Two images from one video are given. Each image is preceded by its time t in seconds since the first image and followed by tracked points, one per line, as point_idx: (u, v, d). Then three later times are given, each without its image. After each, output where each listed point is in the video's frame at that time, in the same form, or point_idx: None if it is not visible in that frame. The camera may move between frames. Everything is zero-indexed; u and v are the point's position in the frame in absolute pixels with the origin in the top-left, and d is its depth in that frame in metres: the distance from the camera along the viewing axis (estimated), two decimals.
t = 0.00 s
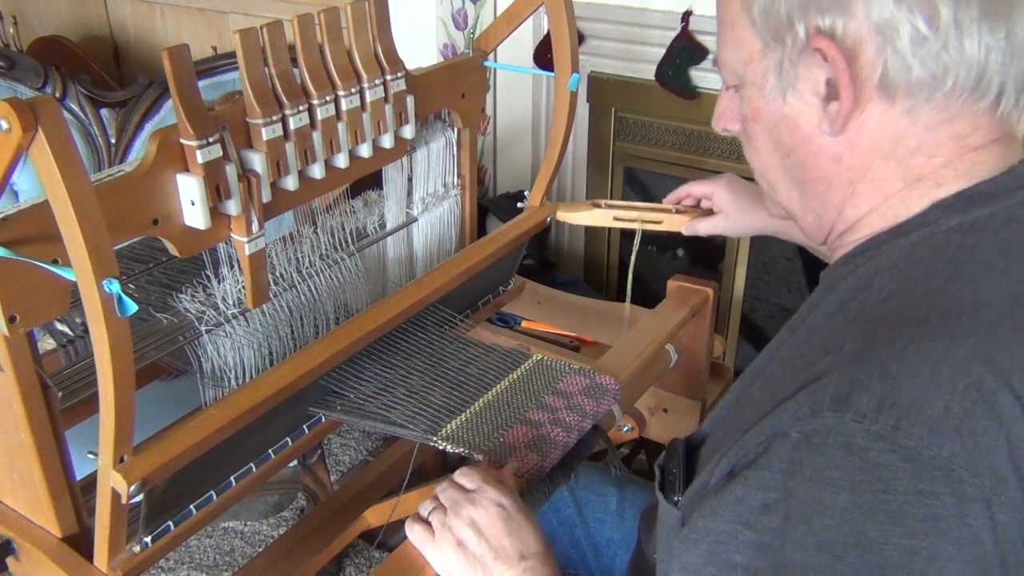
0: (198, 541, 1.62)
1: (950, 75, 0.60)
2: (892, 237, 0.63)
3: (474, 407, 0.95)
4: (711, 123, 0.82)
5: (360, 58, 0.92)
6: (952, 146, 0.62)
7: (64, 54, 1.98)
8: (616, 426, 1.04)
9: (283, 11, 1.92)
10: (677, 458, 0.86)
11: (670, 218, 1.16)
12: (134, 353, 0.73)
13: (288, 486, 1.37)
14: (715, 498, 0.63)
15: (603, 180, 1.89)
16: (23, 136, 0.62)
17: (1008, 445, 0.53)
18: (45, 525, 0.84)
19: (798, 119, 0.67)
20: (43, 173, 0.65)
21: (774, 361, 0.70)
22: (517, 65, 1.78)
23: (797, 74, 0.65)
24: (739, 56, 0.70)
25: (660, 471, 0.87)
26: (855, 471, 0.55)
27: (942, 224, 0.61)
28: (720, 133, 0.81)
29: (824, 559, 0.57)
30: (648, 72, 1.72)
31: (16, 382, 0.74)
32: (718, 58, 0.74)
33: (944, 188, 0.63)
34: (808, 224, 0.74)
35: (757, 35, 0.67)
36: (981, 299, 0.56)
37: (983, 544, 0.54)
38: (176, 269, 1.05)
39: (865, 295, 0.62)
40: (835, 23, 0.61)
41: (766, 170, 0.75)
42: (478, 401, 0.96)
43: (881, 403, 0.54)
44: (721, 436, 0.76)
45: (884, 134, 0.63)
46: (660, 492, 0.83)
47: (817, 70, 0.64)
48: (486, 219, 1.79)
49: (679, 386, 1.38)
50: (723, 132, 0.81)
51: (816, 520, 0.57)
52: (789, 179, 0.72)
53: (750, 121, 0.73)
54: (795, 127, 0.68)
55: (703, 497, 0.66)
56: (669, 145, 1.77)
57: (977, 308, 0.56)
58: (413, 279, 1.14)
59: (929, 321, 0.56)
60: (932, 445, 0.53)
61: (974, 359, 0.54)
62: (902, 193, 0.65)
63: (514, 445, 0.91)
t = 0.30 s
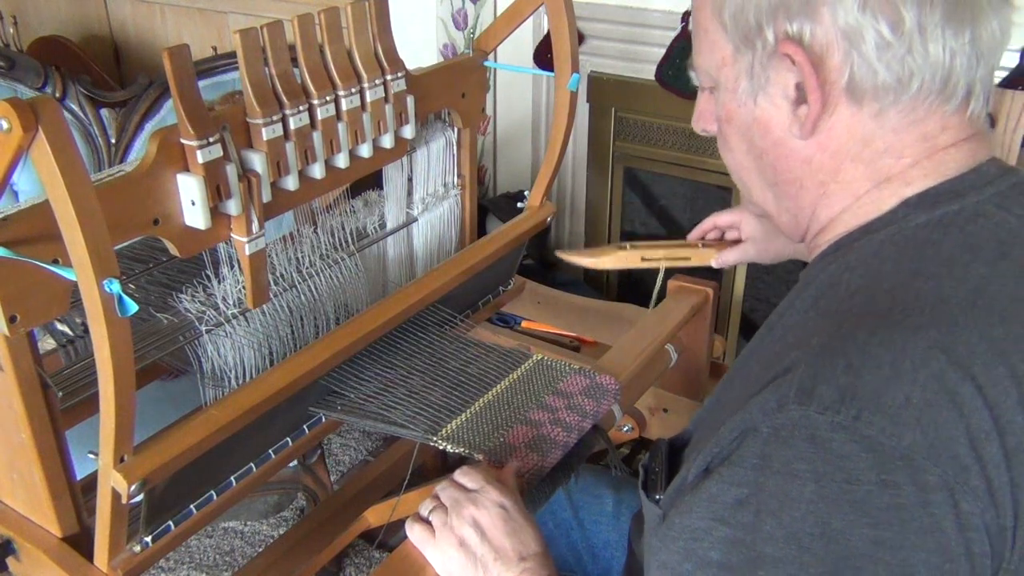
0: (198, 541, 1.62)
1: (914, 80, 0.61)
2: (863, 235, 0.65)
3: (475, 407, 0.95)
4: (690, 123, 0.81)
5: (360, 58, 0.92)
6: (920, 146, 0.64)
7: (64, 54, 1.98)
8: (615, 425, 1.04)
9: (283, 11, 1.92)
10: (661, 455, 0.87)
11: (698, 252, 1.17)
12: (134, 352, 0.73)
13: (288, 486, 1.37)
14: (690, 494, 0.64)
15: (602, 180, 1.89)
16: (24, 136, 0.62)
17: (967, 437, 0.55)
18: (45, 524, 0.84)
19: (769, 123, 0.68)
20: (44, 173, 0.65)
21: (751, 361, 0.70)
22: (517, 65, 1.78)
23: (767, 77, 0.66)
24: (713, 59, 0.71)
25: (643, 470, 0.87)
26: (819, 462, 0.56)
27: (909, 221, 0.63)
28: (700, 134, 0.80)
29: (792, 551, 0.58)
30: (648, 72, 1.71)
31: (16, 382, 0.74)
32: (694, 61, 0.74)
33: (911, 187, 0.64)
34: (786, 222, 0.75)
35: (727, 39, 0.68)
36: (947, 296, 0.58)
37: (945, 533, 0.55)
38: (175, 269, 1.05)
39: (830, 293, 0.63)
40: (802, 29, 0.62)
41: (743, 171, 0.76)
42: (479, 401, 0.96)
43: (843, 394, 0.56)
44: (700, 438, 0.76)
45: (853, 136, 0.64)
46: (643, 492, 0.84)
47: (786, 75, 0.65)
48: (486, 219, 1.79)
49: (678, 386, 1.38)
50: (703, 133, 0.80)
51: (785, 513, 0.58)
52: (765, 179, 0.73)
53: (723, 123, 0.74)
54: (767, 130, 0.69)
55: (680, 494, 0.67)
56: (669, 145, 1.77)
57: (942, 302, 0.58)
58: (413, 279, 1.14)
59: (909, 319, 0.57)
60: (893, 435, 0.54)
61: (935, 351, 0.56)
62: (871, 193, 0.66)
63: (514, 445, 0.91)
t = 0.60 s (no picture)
0: (198, 541, 1.62)
1: (921, 85, 0.61)
2: (865, 239, 0.65)
3: (475, 407, 0.95)
4: (684, 119, 0.81)
5: (360, 58, 0.92)
6: (924, 149, 0.64)
7: (63, 54, 1.99)
8: (615, 426, 1.04)
9: (283, 11, 1.92)
10: (662, 460, 0.87)
11: (638, 267, 1.17)
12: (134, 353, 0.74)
13: (288, 486, 1.37)
14: (695, 502, 0.63)
15: (602, 181, 1.89)
16: (24, 136, 0.62)
17: (978, 446, 0.55)
18: (45, 524, 0.84)
19: (771, 126, 0.68)
20: (44, 174, 0.65)
21: (754, 363, 0.70)
22: (517, 65, 1.78)
23: (770, 80, 0.66)
24: (713, 59, 0.71)
25: (644, 475, 0.87)
26: (829, 472, 0.56)
27: (914, 224, 0.63)
28: (695, 132, 0.80)
29: (801, 559, 0.58)
30: (648, 72, 1.71)
31: (16, 383, 0.74)
32: (692, 60, 0.74)
33: (916, 189, 0.65)
34: (787, 224, 0.75)
35: (731, 39, 0.68)
36: (950, 298, 0.58)
37: (953, 542, 0.54)
38: (175, 270, 1.05)
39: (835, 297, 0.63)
40: (808, 32, 0.62)
41: (743, 173, 0.76)
42: (479, 402, 0.96)
43: (853, 403, 0.56)
44: (704, 442, 0.76)
45: (856, 140, 0.64)
46: (646, 496, 0.84)
47: (790, 77, 0.64)
48: (486, 219, 1.79)
49: (679, 386, 1.38)
50: (697, 131, 0.80)
51: (789, 519, 0.58)
52: (765, 181, 0.73)
53: (723, 125, 0.74)
54: (768, 133, 0.69)
55: (685, 500, 0.66)
56: (669, 145, 1.77)
57: (948, 307, 0.58)
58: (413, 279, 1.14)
59: (908, 325, 0.58)
60: (904, 444, 0.54)
61: (947, 359, 0.56)
62: (873, 197, 0.66)
63: (514, 445, 0.91)
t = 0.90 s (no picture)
0: (198, 541, 1.62)
1: (915, 89, 0.62)
2: (858, 243, 0.65)
3: (474, 407, 0.95)
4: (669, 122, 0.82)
5: (360, 58, 0.92)
6: (917, 153, 0.65)
7: (64, 53, 1.98)
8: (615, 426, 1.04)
9: (283, 11, 1.92)
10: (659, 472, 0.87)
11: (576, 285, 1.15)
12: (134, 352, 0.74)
13: (288, 486, 1.37)
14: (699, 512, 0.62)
15: (602, 180, 1.89)
16: (24, 136, 0.62)
17: (989, 455, 0.56)
18: (45, 524, 0.84)
19: (763, 130, 0.68)
20: (44, 173, 0.65)
21: (755, 366, 0.70)
22: (517, 65, 1.78)
23: (762, 85, 0.66)
24: (702, 63, 0.71)
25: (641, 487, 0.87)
26: (839, 482, 0.55)
27: (908, 228, 0.63)
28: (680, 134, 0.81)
29: (809, 570, 0.58)
30: (648, 72, 1.71)
31: (16, 382, 0.74)
32: (679, 62, 0.74)
33: (908, 193, 0.65)
34: (774, 229, 0.76)
35: (722, 44, 0.67)
36: (950, 303, 0.59)
37: (963, 551, 0.55)
38: (174, 270, 1.05)
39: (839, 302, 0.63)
40: (801, 37, 0.62)
41: (733, 179, 0.76)
42: (478, 402, 0.96)
43: (861, 413, 0.55)
44: (704, 446, 0.76)
45: (848, 145, 0.65)
46: (643, 509, 0.84)
47: (782, 82, 0.64)
48: (486, 219, 1.79)
49: (678, 387, 1.38)
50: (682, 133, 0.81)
51: (784, 519, 0.58)
52: (755, 187, 0.74)
53: (713, 130, 0.74)
54: (759, 138, 0.69)
55: (688, 511, 0.65)
56: (669, 145, 1.77)
57: (951, 312, 0.58)
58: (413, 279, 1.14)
59: (904, 330, 0.58)
60: (914, 452, 0.54)
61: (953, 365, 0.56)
62: (865, 202, 0.67)
63: (514, 445, 0.91)
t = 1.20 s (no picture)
0: (199, 541, 1.62)
1: (940, 88, 0.62)
2: (872, 247, 0.66)
3: (474, 407, 0.95)
4: (669, 123, 0.83)
5: (360, 58, 0.92)
6: (934, 155, 0.66)
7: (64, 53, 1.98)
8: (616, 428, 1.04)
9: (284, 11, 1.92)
10: (669, 475, 0.87)
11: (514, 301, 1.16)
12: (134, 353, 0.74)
13: (288, 486, 1.37)
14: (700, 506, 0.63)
15: (602, 182, 1.89)
16: (24, 136, 0.62)
17: (995, 458, 0.56)
18: (44, 524, 0.84)
19: (780, 130, 0.68)
20: (44, 173, 0.65)
21: (764, 370, 0.71)
22: (517, 65, 1.79)
23: (782, 84, 0.65)
24: (716, 62, 0.70)
25: (650, 487, 0.90)
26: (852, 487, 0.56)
27: (923, 233, 0.64)
28: (679, 135, 0.82)
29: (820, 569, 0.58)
30: (647, 72, 1.72)
31: (16, 382, 0.74)
32: (688, 59, 0.73)
33: (926, 195, 0.66)
34: (781, 229, 0.76)
35: (741, 41, 0.67)
36: (964, 310, 0.60)
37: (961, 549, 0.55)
38: (174, 270, 1.05)
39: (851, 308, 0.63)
40: (825, 35, 0.62)
41: (739, 181, 0.75)
42: (478, 403, 0.96)
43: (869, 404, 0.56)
44: (713, 448, 0.76)
45: (869, 145, 0.65)
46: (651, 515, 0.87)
47: (803, 81, 0.64)
48: (486, 219, 1.79)
49: (679, 387, 1.38)
50: (681, 133, 0.82)
51: (790, 518, 0.58)
52: (764, 189, 0.73)
53: (722, 128, 0.72)
54: (776, 138, 0.68)
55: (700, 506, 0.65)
56: (668, 145, 1.77)
57: (963, 319, 0.59)
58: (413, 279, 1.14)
59: (919, 331, 0.59)
60: (915, 445, 0.55)
61: (965, 369, 0.57)
62: (881, 203, 0.68)
63: (514, 445, 0.91)
